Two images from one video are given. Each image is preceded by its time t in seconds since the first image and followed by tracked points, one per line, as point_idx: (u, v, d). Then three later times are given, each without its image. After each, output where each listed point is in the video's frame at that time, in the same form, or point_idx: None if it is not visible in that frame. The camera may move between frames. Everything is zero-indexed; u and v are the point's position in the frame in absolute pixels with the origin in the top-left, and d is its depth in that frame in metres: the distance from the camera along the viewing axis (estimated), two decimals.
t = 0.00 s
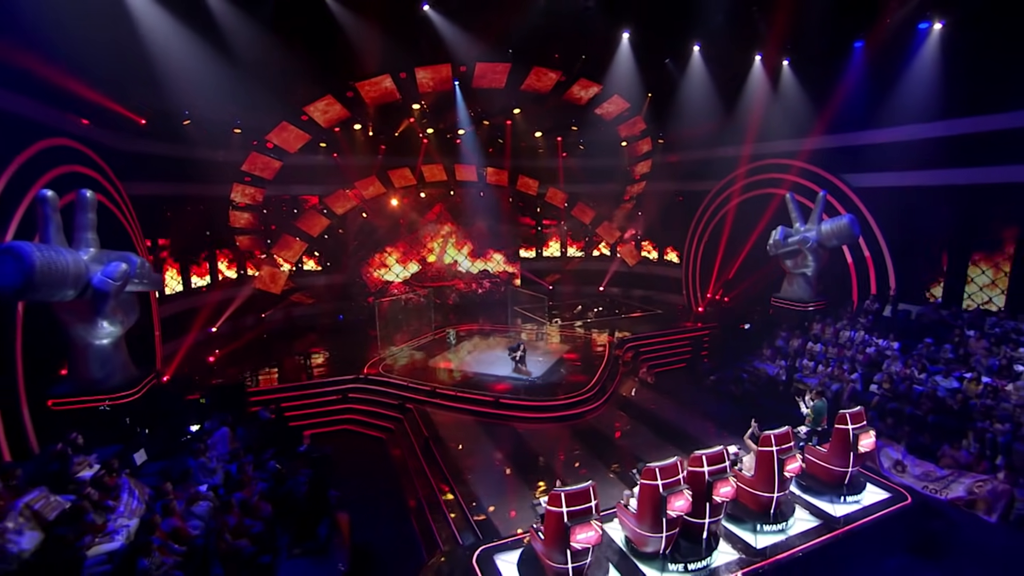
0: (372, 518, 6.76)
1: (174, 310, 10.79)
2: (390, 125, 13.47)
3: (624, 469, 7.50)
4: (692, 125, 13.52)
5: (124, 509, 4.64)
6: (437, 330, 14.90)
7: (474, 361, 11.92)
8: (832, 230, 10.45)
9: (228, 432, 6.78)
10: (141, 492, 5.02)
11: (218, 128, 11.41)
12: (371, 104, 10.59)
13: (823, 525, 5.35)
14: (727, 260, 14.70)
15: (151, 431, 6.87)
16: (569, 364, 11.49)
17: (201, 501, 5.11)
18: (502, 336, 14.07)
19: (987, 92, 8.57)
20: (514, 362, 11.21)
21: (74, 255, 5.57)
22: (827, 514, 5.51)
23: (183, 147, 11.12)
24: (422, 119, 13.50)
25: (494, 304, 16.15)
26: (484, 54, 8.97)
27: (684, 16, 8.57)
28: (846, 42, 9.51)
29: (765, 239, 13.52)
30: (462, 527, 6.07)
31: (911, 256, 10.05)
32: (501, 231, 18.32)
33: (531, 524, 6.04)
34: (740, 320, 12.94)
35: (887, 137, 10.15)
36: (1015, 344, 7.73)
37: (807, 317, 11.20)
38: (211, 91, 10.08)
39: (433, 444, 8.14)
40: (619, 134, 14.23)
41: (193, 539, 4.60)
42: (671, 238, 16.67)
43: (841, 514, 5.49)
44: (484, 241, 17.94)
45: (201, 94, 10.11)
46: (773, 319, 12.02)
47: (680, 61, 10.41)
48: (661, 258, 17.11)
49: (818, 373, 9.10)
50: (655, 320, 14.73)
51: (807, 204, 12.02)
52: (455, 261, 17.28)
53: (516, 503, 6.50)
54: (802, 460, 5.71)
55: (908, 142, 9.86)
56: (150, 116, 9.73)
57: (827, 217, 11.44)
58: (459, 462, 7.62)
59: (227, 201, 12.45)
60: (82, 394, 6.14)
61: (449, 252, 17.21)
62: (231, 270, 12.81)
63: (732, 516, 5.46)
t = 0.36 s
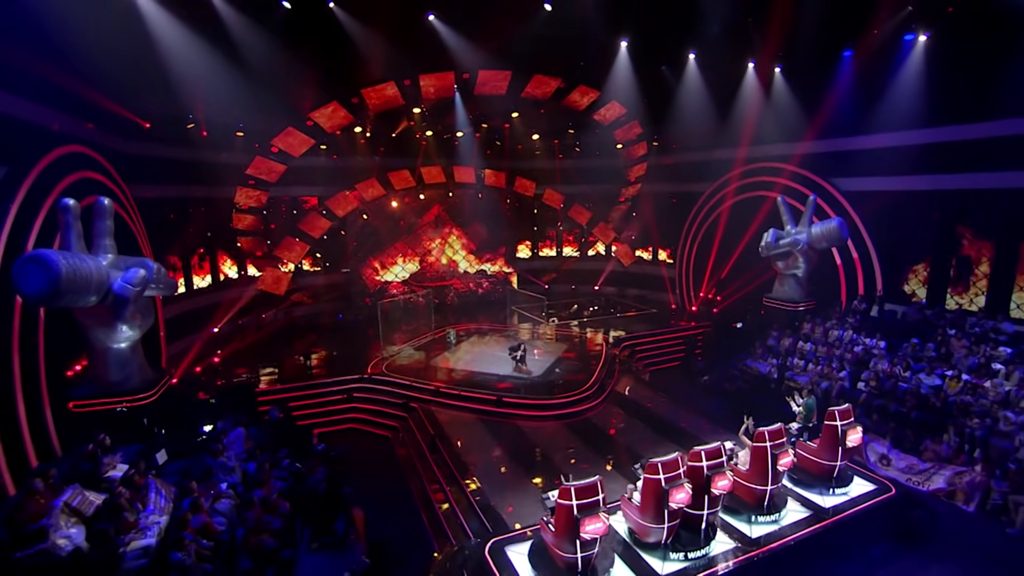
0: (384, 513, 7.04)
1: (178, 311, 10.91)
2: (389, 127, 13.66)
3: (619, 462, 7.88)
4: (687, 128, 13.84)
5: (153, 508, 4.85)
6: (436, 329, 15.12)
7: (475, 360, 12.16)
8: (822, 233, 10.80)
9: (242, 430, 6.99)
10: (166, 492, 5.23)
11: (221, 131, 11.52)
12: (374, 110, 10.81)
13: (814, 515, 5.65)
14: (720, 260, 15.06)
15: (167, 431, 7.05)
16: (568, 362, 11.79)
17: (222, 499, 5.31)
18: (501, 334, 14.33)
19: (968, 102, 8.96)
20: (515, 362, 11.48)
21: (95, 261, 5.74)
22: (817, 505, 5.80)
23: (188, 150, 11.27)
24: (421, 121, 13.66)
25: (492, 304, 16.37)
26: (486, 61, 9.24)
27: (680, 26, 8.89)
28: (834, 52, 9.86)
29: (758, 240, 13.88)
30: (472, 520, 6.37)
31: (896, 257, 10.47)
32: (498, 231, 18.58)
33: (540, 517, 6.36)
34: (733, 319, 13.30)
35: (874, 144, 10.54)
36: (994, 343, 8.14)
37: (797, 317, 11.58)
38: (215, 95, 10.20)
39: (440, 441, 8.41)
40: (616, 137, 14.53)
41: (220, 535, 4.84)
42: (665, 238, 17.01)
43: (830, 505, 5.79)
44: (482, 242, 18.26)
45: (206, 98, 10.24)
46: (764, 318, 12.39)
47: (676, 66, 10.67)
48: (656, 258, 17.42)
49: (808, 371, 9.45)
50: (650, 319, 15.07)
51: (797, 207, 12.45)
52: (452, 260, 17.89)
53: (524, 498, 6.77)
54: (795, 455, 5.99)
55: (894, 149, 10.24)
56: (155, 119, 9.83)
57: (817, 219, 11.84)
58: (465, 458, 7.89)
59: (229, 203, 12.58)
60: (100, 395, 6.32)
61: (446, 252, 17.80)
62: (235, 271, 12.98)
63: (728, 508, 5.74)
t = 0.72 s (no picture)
0: (391, 510, 7.23)
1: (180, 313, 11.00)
2: (388, 129, 13.77)
3: (615, 458, 8.14)
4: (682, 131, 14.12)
5: (173, 507, 5.08)
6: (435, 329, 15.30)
7: (475, 360, 12.34)
8: (813, 236, 11.05)
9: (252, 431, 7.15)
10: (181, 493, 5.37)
11: (222, 134, 11.62)
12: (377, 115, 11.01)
13: (806, 509, 5.89)
14: (714, 261, 15.34)
15: (177, 433, 7.19)
16: (567, 362, 12.02)
17: (236, 498, 5.50)
18: (500, 334, 14.54)
19: (953, 110, 9.27)
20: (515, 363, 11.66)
21: (110, 267, 5.86)
22: (809, 499, 6.05)
23: (190, 153, 11.36)
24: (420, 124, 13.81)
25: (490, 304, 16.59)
26: (487, 67, 9.45)
27: (675, 35, 9.15)
28: (825, 60, 10.14)
29: (751, 242, 14.16)
30: (477, 515, 6.58)
31: (885, 259, 10.79)
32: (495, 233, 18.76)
33: (545, 513, 6.59)
34: (726, 319, 13.59)
35: (863, 148, 10.84)
36: (978, 343, 8.45)
37: (789, 317, 11.88)
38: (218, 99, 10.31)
39: (443, 439, 8.61)
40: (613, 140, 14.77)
41: (237, 532, 5.01)
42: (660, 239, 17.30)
43: (822, 499, 6.03)
44: (479, 243, 18.41)
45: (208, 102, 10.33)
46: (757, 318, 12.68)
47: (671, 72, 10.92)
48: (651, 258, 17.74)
49: (800, 370, 9.74)
50: (645, 318, 15.33)
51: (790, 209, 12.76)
52: (450, 263, 17.79)
53: (528, 494, 6.99)
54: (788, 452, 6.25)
55: (882, 154, 10.54)
56: (158, 123, 9.92)
57: (808, 221, 12.14)
58: (469, 455, 8.09)
59: (230, 205, 12.68)
60: (112, 398, 6.45)
61: (444, 254, 17.70)
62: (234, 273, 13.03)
63: (725, 502, 5.97)
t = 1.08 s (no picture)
0: (386, 512, 7.30)
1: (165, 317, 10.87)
2: (375, 131, 13.78)
3: (602, 455, 8.33)
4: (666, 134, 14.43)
5: (171, 510, 5.15)
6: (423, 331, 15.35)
7: (462, 361, 12.44)
8: (794, 237, 11.37)
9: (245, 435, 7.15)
10: (177, 499, 5.38)
11: (209, 136, 11.56)
12: (365, 119, 11.07)
13: (789, 502, 6.13)
14: (698, 261, 15.66)
15: (169, 437, 7.17)
16: (554, 361, 12.22)
17: (233, 501, 5.54)
18: (487, 335, 14.66)
19: (924, 116, 9.65)
20: (504, 364, 11.78)
21: (101, 272, 5.85)
22: (793, 493, 6.28)
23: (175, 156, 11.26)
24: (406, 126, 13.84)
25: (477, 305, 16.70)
26: (476, 72, 9.56)
27: (660, 42, 9.37)
28: (804, 67, 10.45)
29: (734, 243, 14.48)
30: (472, 514, 6.69)
31: (861, 260, 11.18)
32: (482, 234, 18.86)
33: (538, 511, 6.72)
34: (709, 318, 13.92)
35: (840, 152, 11.21)
36: (949, 340, 8.82)
37: (770, 316, 12.23)
38: (205, 102, 10.24)
39: (435, 440, 8.69)
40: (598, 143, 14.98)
41: (235, 536, 5.05)
42: (644, 240, 17.59)
43: (804, 492, 6.27)
44: (466, 244, 18.51)
45: (195, 104, 10.27)
46: (740, 317, 13.01)
47: (655, 77, 11.14)
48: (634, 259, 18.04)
49: (781, 368, 10.05)
50: (631, 318, 15.61)
51: (771, 211, 13.10)
52: (437, 265, 17.75)
53: (521, 492, 7.12)
54: (772, 447, 6.48)
55: (859, 158, 10.90)
56: (144, 125, 9.83)
57: (789, 223, 12.48)
58: (460, 455, 8.18)
59: (216, 208, 12.58)
60: (103, 404, 6.44)
61: (432, 256, 17.65)
62: (218, 275, 12.83)
63: (712, 498, 6.17)
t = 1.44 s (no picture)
0: (381, 512, 7.34)
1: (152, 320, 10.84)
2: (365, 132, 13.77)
3: (594, 454, 8.42)
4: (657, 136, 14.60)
5: (167, 514, 5.16)
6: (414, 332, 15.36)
7: (454, 362, 12.48)
8: (781, 238, 11.55)
9: (239, 437, 7.13)
10: (173, 501, 5.38)
11: (199, 137, 11.49)
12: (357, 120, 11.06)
13: (779, 498, 6.27)
14: (687, 261, 15.86)
15: (163, 440, 7.15)
16: (546, 361, 12.32)
17: (229, 504, 5.55)
18: (479, 336, 14.72)
19: (907, 120, 9.90)
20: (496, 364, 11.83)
21: (94, 275, 5.82)
22: (782, 489, 6.41)
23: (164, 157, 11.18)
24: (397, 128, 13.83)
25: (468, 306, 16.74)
26: (468, 74, 9.62)
27: (650, 45, 9.49)
28: (791, 71, 10.64)
29: (722, 243, 14.67)
30: (467, 514, 6.75)
31: (847, 260, 11.40)
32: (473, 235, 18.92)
33: (532, 509, 6.79)
34: (698, 318, 14.06)
35: (826, 155, 11.44)
36: (932, 338, 9.04)
37: (758, 316, 12.43)
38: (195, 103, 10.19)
39: (429, 441, 8.72)
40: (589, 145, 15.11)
41: (232, 538, 5.07)
42: (634, 240, 17.75)
43: (793, 488, 6.41)
44: (457, 245, 18.55)
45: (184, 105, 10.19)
46: (728, 317, 13.19)
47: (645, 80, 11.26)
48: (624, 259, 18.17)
49: (768, 367, 10.23)
50: (621, 318, 15.74)
51: (758, 212, 13.21)
52: (427, 265, 18.07)
53: (515, 492, 7.18)
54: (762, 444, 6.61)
55: (844, 160, 11.13)
56: (133, 126, 9.75)
57: (777, 224, 12.67)
58: (454, 455, 8.22)
59: (206, 209, 12.50)
60: (97, 408, 6.43)
61: (423, 256, 17.92)
62: (208, 277, 12.74)
63: (704, 495, 6.29)
